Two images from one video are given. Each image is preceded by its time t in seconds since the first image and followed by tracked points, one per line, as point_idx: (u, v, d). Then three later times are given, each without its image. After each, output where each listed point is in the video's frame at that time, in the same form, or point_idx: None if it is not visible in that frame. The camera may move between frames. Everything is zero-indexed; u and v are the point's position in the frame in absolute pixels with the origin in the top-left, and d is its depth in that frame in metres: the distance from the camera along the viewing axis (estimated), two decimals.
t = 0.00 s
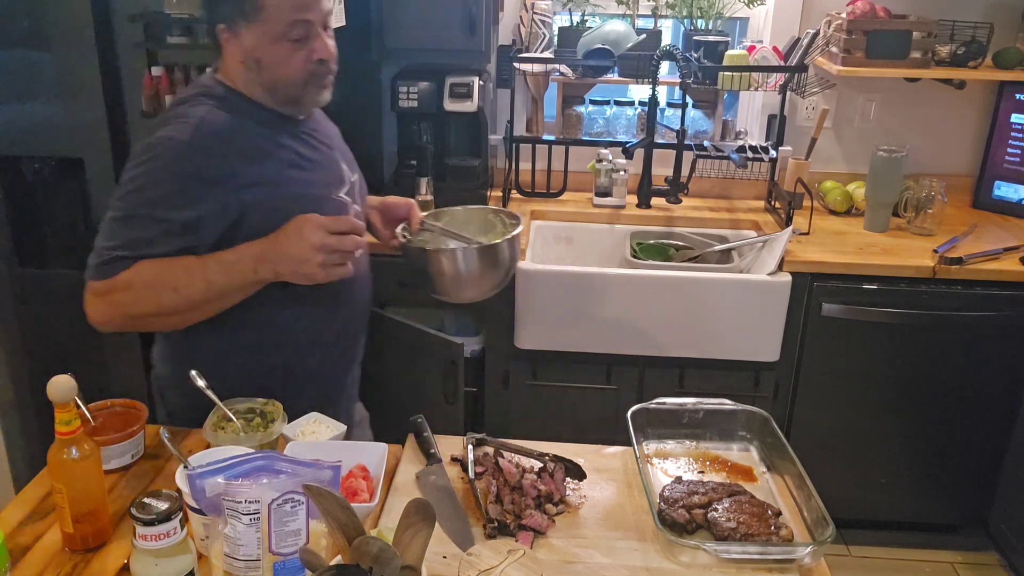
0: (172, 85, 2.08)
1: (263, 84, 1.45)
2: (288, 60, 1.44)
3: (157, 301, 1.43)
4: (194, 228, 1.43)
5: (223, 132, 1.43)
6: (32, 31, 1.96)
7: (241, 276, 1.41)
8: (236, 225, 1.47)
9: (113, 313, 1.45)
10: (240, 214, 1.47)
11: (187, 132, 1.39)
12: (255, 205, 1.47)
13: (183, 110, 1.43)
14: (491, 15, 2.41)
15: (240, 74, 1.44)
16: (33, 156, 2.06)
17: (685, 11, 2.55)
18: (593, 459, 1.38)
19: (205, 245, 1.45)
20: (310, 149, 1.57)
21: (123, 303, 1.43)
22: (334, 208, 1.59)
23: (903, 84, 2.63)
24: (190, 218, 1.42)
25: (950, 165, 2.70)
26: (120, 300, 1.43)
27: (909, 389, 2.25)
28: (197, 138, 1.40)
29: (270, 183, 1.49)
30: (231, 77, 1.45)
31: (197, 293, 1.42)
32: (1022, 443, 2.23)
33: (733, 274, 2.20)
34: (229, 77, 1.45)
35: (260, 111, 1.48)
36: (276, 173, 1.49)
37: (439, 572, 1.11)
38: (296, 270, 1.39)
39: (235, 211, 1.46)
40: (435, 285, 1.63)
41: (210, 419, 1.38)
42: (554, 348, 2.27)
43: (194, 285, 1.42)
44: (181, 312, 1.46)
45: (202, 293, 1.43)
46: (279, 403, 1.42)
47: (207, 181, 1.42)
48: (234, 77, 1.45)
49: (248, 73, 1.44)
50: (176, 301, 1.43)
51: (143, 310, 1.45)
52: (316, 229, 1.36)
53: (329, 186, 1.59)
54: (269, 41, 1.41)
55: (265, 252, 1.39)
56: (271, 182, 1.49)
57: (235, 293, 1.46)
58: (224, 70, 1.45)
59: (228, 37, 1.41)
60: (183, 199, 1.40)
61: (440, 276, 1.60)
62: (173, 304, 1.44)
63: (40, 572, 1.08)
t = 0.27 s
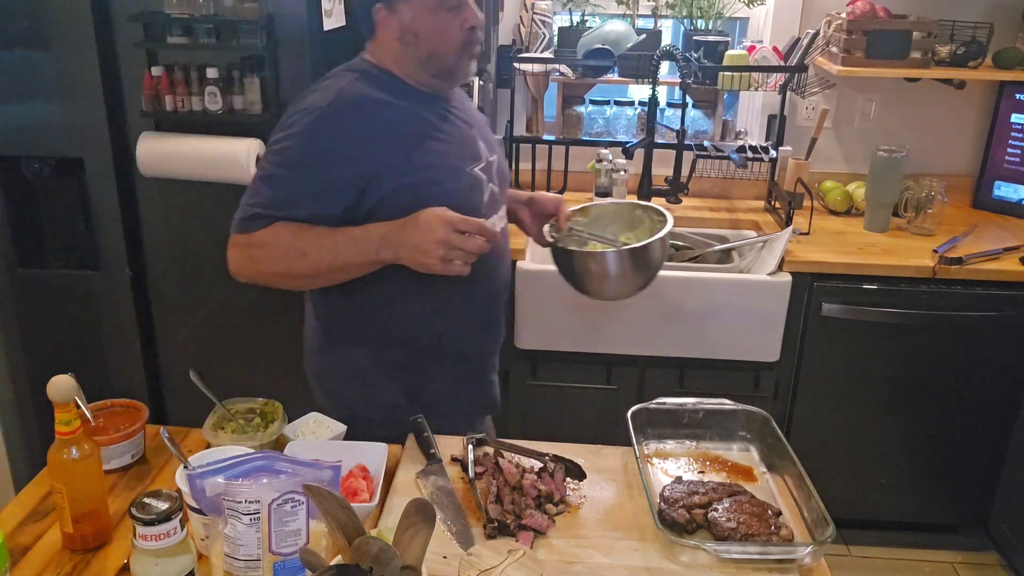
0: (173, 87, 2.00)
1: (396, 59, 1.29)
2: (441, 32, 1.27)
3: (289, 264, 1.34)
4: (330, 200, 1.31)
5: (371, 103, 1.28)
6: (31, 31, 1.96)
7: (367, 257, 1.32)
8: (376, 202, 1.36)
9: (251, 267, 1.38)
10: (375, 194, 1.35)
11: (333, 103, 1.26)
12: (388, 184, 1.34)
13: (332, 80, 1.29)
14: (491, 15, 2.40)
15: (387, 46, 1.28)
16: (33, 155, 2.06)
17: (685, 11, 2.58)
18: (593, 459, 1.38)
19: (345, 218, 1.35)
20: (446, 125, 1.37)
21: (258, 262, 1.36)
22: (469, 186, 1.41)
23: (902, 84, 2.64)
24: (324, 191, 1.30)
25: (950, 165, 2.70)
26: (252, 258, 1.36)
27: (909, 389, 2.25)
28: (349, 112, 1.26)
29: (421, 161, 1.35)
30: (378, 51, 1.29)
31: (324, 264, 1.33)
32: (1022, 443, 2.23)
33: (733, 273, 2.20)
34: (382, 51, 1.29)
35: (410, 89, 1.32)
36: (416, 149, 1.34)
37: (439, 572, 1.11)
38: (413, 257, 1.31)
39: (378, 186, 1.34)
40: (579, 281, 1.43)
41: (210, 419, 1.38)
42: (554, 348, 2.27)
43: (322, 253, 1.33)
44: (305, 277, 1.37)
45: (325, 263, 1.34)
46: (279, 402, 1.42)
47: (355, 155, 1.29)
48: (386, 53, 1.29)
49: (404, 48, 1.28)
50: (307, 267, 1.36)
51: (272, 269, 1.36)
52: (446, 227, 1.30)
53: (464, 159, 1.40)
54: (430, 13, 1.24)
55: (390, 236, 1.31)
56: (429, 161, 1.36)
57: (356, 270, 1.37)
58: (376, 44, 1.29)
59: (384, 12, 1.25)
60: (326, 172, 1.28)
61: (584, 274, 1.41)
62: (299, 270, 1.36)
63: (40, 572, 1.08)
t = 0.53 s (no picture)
0: (172, 86, 1.99)
1: (529, 71, 1.34)
2: (583, 41, 1.30)
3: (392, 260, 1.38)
4: (440, 200, 1.35)
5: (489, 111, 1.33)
6: (31, 30, 1.96)
7: (454, 260, 1.33)
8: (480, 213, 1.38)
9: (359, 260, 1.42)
10: (478, 204, 1.36)
11: (455, 107, 1.31)
12: (493, 196, 1.36)
13: (463, 86, 1.35)
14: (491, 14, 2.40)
15: (521, 58, 1.33)
16: (33, 155, 2.06)
17: (685, 9, 2.58)
18: (594, 460, 1.37)
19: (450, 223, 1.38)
20: (570, 136, 1.39)
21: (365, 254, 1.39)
22: (586, 203, 1.41)
23: (903, 83, 2.63)
24: (433, 190, 1.34)
25: (951, 165, 2.70)
26: (359, 250, 1.39)
27: (910, 389, 2.24)
28: (477, 118, 1.32)
29: (531, 178, 1.36)
30: (512, 67, 1.34)
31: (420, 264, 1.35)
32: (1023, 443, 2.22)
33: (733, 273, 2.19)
34: (515, 62, 1.34)
35: (538, 102, 1.36)
36: (529, 161, 1.36)
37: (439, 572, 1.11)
38: (499, 270, 1.32)
39: (487, 197, 1.36)
40: (740, 298, 1.25)
41: (209, 419, 1.37)
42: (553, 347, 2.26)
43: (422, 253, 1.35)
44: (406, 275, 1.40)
45: (427, 263, 1.36)
46: (278, 403, 1.42)
47: (472, 159, 1.32)
48: (517, 63, 1.34)
49: (543, 58, 1.32)
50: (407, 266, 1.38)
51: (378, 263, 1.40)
52: (532, 246, 1.28)
53: (582, 173, 1.40)
54: (572, 22, 1.28)
55: (478, 246, 1.32)
56: (540, 178, 1.37)
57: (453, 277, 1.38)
58: (513, 54, 1.34)
59: (527, 21, 1.29)
60: (440, 172, 1.33)
61: (753, 290, 1.22)
62: (398, 268, 1.39)
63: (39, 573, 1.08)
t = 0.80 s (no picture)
0: (172, 86, 1.99)
1: (665, 80, 1.21)
2: (731, 44, 1.16)
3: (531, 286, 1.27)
4: (581, 222, 1.23)
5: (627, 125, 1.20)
6: (31, 30, 1.96)
7: (606, 285, 1.22)
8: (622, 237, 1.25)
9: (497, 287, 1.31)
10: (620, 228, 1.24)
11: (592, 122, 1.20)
12: (637, 215, 1.23)
13: (602, 97, 1.23)
14: (491, 14, 2.41)
15: (657, 68, 1.21)
16: (33, 155, 2.06)
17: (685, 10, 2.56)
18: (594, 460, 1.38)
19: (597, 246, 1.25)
20: (717, 145, 1.24)
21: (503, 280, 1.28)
22: (729, 215, 1.25)
23: (903, 84, 2.63)
24: (575, 212, 1.22)
25: (950, 166, 2.70)
26: (495, 277, 1.28)
27: (910, 389, 2.24)
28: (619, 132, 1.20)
29: (676, 196, 1.22)
30: (648, 78, 1.22)
31: (565, 291, 1.24)
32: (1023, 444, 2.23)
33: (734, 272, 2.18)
34: (652, 69, 1.21)
35: (677, 111, 1.22)
36: (684, 173, 1.21)
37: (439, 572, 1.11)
38: (660, 296, 1.23)
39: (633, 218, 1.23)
40: (894, 323, 1.26)
41: (210, 419, 1.37)
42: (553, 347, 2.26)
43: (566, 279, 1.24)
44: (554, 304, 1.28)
45: (571, 290, 1.25)
46: (279, 403, 1.42)
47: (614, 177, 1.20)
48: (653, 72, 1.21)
49: (686, 63, 1.19)
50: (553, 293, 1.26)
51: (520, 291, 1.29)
52: (701, 270, 1.22)
53: (729, 182, 1.24)
54: (722, 24, 1.14)
55: (633, 268, 1.22)
56: (685, 196, 1.22)
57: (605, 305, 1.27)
58: (651, 63, 1.21)
59: (671, 23, 1.16)
60: (577, 192, 1.21)
61: (905, 314, 1.24)
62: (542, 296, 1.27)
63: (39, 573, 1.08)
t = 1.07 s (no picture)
0: (172, 86, 1.99)
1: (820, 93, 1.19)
2: (900, 60, 1.12)
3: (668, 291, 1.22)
4: (722, 231, 1.19)
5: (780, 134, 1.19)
6: (30, 30, 1.95)
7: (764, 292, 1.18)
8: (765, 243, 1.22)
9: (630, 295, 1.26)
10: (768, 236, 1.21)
11: (749, 128, 1.18)
12: (787, 225, 1.21)
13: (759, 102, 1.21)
14: (491, 14, 2.41)
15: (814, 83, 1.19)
16: (32, 155, 2.06)
17: (685, 10, 2.57)
18: (594, 460, 1.38)
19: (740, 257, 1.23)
20: (863, 160, 1.23)
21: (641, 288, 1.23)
22: (869, 234, 1.23)
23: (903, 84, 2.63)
24: (724, 217, 1.18)
25: (950, 166, 2.70)
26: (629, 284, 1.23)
27: (909, 389, 2.24)
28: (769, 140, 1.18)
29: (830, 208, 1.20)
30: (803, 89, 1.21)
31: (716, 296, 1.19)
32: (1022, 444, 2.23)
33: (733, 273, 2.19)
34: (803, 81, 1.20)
35: (829, 124, 1.20)
36: (829, 188, 1.20)
37: (439, 572, 1.11)
38: (815, 306, 1.19)
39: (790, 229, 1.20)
40: None
41: (210, 419, 1.37)
42: (553, 348, 2.26)
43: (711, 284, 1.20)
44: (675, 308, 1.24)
45: (722, 296, 1.21)
46: (279, 402, 1.42)
47: (767, 182, 1.17)
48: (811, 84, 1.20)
49: (846, 75, 1.16)
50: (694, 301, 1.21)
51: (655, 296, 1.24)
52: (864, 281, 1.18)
53: (869, 202, 1.23)
54: (893, 38, 1.10)
55: (791, 277, 1.18)
56: (833, 205, 1.21)
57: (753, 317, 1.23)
58: (805, 73, 1.19)
59: (841, 34, 1.12)
60: (727, 196, 1.17)
61: None
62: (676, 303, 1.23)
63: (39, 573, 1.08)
